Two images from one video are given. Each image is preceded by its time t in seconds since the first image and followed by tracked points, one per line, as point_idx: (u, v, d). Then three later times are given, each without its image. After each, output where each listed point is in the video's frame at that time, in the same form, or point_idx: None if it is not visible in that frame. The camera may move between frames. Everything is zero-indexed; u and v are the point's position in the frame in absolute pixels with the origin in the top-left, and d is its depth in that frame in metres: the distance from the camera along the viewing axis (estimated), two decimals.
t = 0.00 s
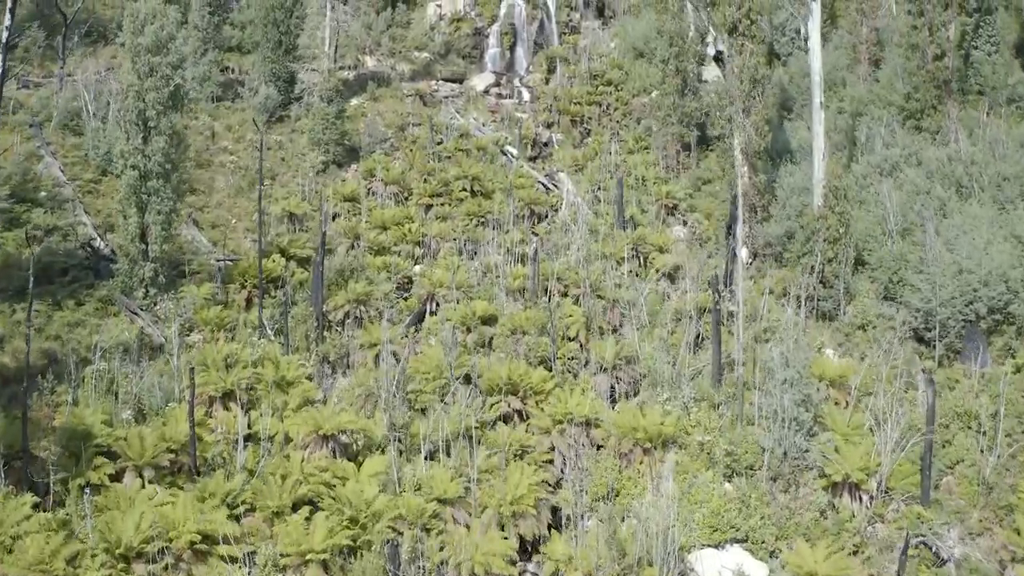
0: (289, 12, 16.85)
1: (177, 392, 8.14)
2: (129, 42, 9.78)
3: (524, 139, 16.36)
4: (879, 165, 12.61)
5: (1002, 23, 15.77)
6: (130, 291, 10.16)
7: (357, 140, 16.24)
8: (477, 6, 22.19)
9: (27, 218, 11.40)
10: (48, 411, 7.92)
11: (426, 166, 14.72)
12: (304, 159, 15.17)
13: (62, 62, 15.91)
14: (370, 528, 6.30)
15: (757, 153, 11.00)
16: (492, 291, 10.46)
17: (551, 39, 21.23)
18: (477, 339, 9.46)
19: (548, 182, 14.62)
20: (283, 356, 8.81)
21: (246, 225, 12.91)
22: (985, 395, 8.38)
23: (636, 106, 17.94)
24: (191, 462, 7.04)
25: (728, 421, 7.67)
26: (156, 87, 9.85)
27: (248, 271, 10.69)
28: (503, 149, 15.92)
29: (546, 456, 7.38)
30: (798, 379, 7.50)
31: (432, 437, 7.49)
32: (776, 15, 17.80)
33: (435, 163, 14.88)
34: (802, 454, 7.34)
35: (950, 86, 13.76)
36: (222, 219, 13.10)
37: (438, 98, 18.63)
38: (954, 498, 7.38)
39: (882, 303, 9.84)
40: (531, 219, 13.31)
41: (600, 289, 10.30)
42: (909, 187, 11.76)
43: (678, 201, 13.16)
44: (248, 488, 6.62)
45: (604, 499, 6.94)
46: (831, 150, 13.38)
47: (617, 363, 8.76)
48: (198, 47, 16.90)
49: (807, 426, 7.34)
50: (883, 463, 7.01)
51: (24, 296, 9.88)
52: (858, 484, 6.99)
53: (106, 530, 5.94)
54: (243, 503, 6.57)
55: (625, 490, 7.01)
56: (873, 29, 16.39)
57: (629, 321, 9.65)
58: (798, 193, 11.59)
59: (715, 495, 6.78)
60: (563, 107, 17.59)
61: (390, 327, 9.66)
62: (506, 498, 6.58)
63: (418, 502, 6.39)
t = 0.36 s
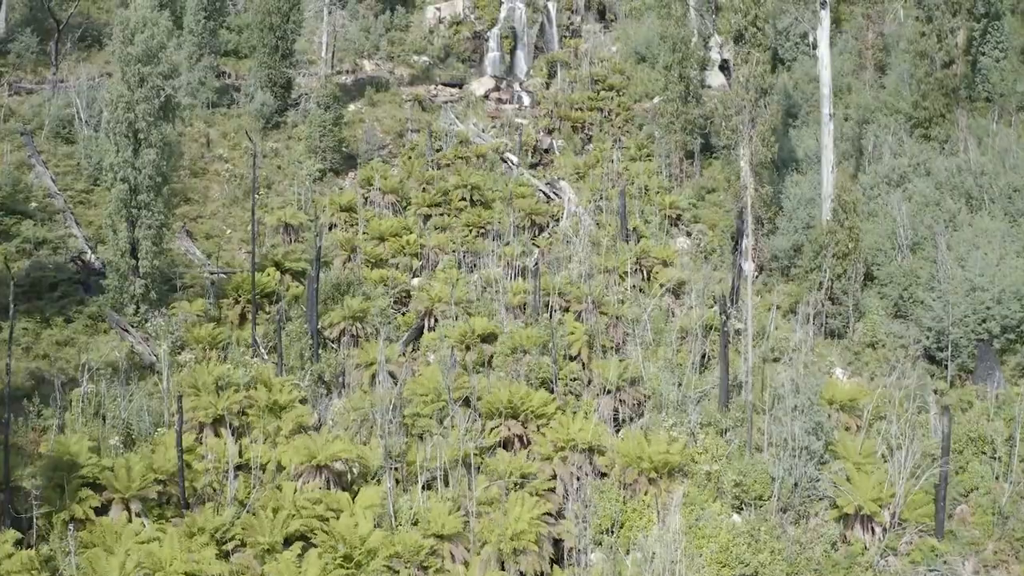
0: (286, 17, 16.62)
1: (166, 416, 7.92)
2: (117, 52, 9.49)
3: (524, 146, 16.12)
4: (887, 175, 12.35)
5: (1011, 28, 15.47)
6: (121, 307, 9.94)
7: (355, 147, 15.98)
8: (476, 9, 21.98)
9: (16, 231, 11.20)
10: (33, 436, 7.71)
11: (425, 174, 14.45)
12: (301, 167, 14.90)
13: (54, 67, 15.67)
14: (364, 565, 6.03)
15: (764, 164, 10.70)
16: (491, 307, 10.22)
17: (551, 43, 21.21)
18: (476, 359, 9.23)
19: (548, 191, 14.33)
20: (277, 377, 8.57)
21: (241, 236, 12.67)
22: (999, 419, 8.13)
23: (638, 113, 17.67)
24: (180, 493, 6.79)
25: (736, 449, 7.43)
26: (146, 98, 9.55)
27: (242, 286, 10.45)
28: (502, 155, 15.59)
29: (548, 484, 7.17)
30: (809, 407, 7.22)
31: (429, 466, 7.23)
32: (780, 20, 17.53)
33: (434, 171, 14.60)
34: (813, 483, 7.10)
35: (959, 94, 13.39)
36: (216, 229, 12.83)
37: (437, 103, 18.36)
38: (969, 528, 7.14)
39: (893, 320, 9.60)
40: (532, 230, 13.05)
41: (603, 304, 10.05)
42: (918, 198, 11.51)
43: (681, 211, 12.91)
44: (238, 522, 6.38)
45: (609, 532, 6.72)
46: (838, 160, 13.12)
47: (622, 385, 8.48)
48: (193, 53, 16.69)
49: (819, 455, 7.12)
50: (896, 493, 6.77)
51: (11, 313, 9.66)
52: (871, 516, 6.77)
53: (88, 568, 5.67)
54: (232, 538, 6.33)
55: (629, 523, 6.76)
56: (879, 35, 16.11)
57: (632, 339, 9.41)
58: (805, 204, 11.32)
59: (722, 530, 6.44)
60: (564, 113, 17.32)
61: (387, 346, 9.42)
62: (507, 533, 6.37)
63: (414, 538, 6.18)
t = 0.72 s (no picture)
0: (281, 21, 16.23)
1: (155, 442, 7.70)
2: (106, 62, 9.25)
3: (524, 153, 15.88)
4: (895, 186, 12.11)
5: (1020, 34, 15.19)
6: (111, 325, 9.70)
7: (352, 154, 15.72)
8: (476, 12, 21.81)
9: (5, 245, 10.96)
10: (18, 463, 7.49)
11: (424, 184, 14.18)
12: (298, 174, 14.63)
13: (47, 73, 15.43)
14: None
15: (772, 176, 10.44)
16: (492, 324, 9.97)
17: (553, 48, 20.75)
18: (476, 379, 8.99)
19: (549, 199, 14.06)
20: (270, 400, 8.34)
21: (236, 247, 12.42)
22: (1014, 444, 7.89)
23: (640, 119, 17.41)
24: (168, 527, 6.54)
25: (745, 478, 7.21)
26: (136, 109, 9.29)
27: (235, 301, 10.21)
28: (502, 163, 15.36)
29: (550, 514, 6.98)
30: (820, 436, 7.02)
31: (426, 497, 7.00)
32: (785, 24, 17.27)
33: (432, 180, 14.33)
34: (824, 515, 6.84)
35: (968, 101, 13.16)
36: (210, 241, 12.58)
37: (436, 109, 18.10)
38: (985, 560, 6.89)
39: (904, 339, 9.37)
40: (534, 242, 12.79)
41: (606, 321, 9.80)
42: (928, 210, 11.27)
43: (686, 222, 12.66)
44: (228, 558, 6.13)
45: (614, 567, 6.42)
46: (845, 170, 12.88)
47: (625, 408, 8.23)
48: (188, 58, 16.45)
49: (831, 486, 6.87)
50: (911, 525, 6.47)
51: None
52: (883, 550, 6.48)
53: None
54: None
55: (635, 557, 6.50)
56: (886, 40, 15.84)
57: (636, 358, 9.17)
58: (813, 217, 11.08)
59: (730, 567, 6.20)
60: (565, 120, 17.06)
61: (384, 365, 9.17)
62: (507, 570, 6.17)
63: None
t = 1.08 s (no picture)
0: (278, 26, 16.03)
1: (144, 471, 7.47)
2: (95, 73, 8.97)
3: (525, 161, 15.60)
4: (904, 198, 11.86)
5: None
6: (101, 343, 9.47)
7: (350, 162, 15.44)
8: (476, 15, 21.28)
9: None
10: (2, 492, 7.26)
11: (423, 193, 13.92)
12: (294, 183, 14.37)
13: (39, 80, 15.16)
14: None
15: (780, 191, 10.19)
16: (492, 342, 9.72)
17: (554, 52, 20.67)
18: (476, 401, 8.71)
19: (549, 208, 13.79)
20: (263, 424, 8.12)
21: (230, 259, 12.17)
22: None
23: (643, 125, 17.14)
24: (154, 563, 6.21)
25: (754, 509, 6.98)
26: (125, 122, 9.02)
27: (228, 318, 9.98)
28: (503, 171, 15.09)
29: (551, 547, 6.76)
30: (833, 469, 6.71)
31: (424, 530, 6.75)
32: (789, 28, 16.99)
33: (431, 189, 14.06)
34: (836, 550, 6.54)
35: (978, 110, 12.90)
36: (205, 253, 12.31)
37: (435, 114, 17.84)
38: None
39: (916, 360, 9.14)
40: (535, 254, 12.52)
41: (609, 339, 9.55)
42: (939, 224, 11.01)
43: (690, 233, 12.39)
44: None
45: None
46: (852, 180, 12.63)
47: (630, 434, 7.97)
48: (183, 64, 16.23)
49: (843, 521, 6.58)
50: (927, 564, 6.17)
51: None
52: None
53: None
54: None
55: None
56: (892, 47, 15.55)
57: (640, 379, 8.92)
58: (821, 230, 10.84)
59: None
60: (566, 126, 16.76)
61: (381, 386, 8.91)
62: None
63: None
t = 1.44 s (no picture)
0: (275, 32, 15.76)
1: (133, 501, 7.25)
2: (82, 86, 8.70)
3: (526, 169, 15.34)
4: (913, 210, 11.62)
5: None
6: (91, 363, 9.23)
7: (347, 170, 15.16)
8: (476, 18, 21.11)
9: None
10: None
11: (422, 203, 13.65)
12: (290, 193, 14.10)
13: (31, 87, 14.89)
14: None
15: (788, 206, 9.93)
16: (492, 361, 9.48)
17: (555, 56, 20.27)
18: (475, 425, 8.46)
19: (550, 218, 13.54)
20: (256, 449, 7.87)
21: (225, 272, 11.92)
22: None
23: (645, 132, 16.88)
24: None
25: (764, 543, 6.74)
26: (114, 137, 8.76)
27: (220, 336, 9.74)
28: (503, 179, 14.84)
29: None
30: (846, 504, 6.29)
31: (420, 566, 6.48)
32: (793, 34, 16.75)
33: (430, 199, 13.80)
34: None
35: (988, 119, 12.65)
36: (199, 266, 12.06)
37: (435, 121, 17.58)
38: None
39: (928, 382, 8.90)
40: (535, 267, 12.24)
41: (612, 359, 9.30)
42: (949, 238, 10.76)
43: (694, 245, 12.14)
44: None
45: None
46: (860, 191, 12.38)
47: (635, 461, 7.72)
48: (178, 70, 15.98)
49: (856, 560, 6.20)
50: None
51: None
52: None
53: None
54: None
55: None
56: (900, 53, 15.30)
57: (644, 401, 8.68)
58: (829, 245, 10.59)
59: None
60: (567, 133, 16.49)
61: (378, 409, 8.66)
62: None
63: None
